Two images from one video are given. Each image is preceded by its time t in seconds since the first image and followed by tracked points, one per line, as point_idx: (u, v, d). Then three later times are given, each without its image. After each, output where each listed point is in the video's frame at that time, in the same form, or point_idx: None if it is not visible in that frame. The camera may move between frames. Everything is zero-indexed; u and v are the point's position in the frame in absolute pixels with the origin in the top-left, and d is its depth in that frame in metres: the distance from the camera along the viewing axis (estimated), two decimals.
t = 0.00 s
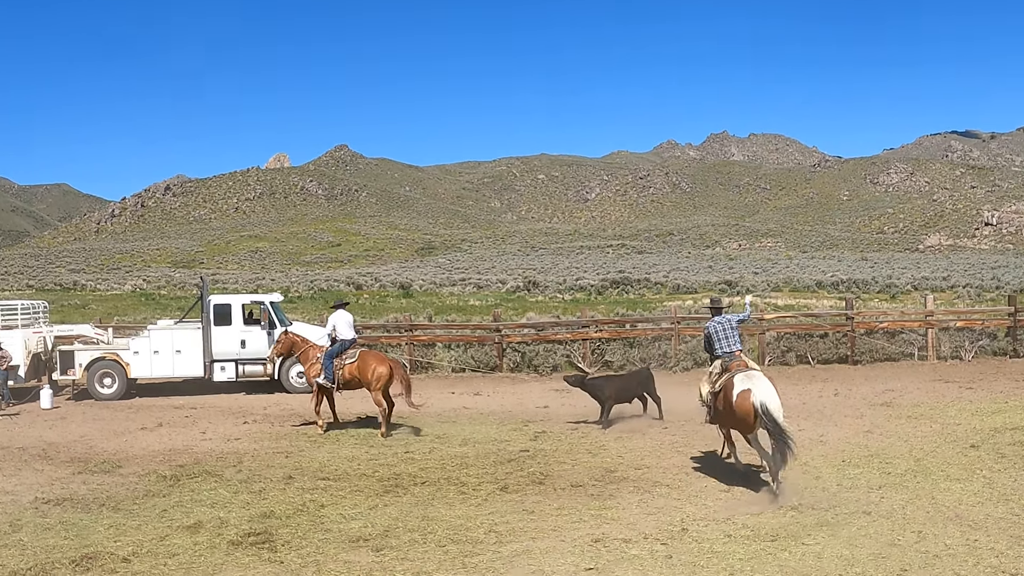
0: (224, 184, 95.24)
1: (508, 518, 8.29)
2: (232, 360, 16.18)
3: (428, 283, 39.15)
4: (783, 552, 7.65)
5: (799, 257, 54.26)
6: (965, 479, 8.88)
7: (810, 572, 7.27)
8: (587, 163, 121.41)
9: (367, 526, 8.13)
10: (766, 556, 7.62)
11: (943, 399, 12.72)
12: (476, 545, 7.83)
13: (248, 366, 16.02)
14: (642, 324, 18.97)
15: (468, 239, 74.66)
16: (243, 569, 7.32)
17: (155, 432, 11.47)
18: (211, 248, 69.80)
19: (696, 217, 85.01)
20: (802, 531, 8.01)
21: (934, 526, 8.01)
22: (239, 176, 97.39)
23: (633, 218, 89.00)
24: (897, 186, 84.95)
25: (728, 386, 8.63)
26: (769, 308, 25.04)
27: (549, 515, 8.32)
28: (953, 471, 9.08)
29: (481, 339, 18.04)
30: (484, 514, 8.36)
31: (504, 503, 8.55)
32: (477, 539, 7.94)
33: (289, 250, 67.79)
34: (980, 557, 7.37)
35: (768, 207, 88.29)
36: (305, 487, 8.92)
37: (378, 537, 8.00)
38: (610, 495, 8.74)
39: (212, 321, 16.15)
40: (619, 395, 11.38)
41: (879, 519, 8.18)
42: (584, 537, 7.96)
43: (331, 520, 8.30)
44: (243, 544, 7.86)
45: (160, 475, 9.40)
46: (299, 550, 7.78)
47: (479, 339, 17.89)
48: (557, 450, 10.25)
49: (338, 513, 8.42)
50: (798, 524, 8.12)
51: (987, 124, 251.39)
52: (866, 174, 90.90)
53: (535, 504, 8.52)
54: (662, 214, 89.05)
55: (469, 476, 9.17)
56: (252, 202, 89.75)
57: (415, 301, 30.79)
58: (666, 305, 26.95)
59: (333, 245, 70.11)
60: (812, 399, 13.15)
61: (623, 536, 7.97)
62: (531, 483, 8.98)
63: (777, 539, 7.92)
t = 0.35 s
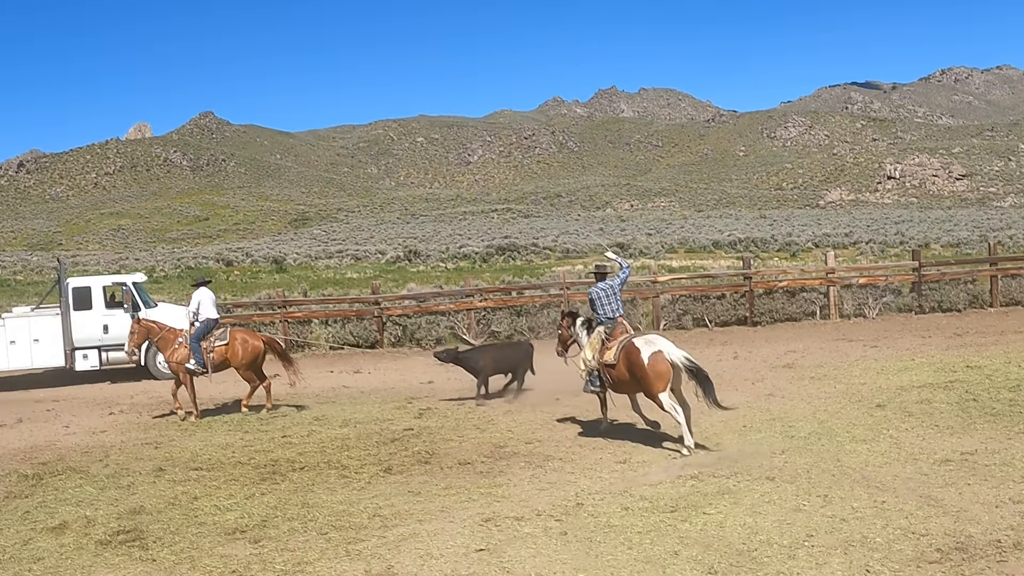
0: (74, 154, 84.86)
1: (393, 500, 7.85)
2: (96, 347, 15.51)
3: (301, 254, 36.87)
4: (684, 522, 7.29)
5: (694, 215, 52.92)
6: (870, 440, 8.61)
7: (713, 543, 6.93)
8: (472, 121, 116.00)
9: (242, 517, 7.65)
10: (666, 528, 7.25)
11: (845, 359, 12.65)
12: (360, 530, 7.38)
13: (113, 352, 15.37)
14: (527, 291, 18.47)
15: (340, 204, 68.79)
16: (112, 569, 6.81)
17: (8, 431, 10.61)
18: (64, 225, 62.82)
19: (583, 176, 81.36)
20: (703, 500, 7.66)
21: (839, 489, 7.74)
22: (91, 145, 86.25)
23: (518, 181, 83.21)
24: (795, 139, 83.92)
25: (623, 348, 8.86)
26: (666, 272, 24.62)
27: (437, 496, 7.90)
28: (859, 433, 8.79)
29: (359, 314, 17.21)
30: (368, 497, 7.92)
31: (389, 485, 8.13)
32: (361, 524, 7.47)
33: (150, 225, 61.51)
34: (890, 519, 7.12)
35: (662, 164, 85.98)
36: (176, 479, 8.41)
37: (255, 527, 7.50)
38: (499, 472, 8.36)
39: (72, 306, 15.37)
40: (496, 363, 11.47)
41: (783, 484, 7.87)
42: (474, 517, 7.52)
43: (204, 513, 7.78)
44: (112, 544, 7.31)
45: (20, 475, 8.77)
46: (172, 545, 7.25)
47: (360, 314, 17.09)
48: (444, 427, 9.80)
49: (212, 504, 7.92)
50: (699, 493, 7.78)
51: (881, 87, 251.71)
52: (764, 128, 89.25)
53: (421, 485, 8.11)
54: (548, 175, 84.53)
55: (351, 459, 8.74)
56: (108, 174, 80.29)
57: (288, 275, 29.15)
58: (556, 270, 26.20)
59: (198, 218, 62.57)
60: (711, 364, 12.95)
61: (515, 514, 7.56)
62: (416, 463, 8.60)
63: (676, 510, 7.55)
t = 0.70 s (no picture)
0: None
1: (318, 505, 7.45)
2: None
3: (220, 250, 35.39)
4: (623, 520, 6.96)
5: (635, 201, 51.83)
6: (818, 430, 8.29)
7: (653, 541, 6.61)
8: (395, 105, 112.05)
9: (159, 527, 7.24)
10: (603, 527, 6.91)
11: (792, 347, 12.43)
12: (284, 537, 6.98)
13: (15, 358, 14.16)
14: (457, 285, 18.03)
15: (256, 198, 65.70)
16: None
17: None
18: None
19: (515, 161, 79.01)
20: (643, 498, 7.33)
21: (785, 483, 7.41)
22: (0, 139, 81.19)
23: (449, 168, 80.47)
24: (740, 119, 82.93)
25: (539, 329, 9.67)
26: (606, 260, 24.18)
27: (364, 499, 7.51)
28: (807, 424, 8.45)
29: (281, 310, 16.70)
30: (292, 502, 7.52)
31: (315, 490, 7.74)
32: (284, 530, 7.08)
33: (62, 222, 58.50)
34: (837, 512, 6.81)
35: (599, 148, 84.11)
36: (90, 489, 8.00)
37: (173, 537, 7.09)
38: (430, 473, 7.99)
39: None
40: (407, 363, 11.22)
41: (727, 479, 7.54)
42: (403, 520, 7.14)
43: (120, 523, 7.37)
44: (22, 559, 6.89)
45: None
46: (86, 559, 6.84)
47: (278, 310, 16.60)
48: (372, 427, 9.42)
49: (128, 514, 7.51)
50: (639, 490, 7.44)
51: (834, 66, 251.71)
52: (707, 108, 88.01)
53: (347, 488, 7.72)
54: (480, 161, 81.40)
55: (274, 463, 8.34)
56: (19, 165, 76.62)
57: (208, 272, 28.00)
58: (490, 260, 25.56)
59: (113, 215, 60.37)
60: (652, 355, 12.68)
61: (446, 515, 7.19)
62: (342, 466, 8.21)
63: (614, 508, 7.21)
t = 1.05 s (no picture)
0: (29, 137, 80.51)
1: (365, 512, 7.19)
2: (42, 347, 14.19)
3: (266, 245, 35.37)
4: (679, 535, 6.66)
5: (693, 203, 50.98)
6: (881, 447, 7.95)
7: (710, 557, 6.32)
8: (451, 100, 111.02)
9: (200, 529, 7.03)
10: (658, 541, 6.63)
11: (856, 359, 12.05)
12: (328, 544, 6.73)
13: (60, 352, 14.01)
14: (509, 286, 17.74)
15: (306, 192, 65.86)
16: None
17: None
18: (16, 214, 59.76)
19: (574, 159, 78.67)
20: (699, 512, 7.02)
21: (850, 501, 7.07)
22: (43, 127, 81.82)
23: (502, 164, 79.82)
24: (806, 121, 82.44)
25: (567, 329, 9.59)
26: (663, 264, 23.81)
27: (410, 506, 7.26)
28: (871, 440, 8.13)
29: (329, 309, 16.52)
30: (337, 508, 7.27)
31: (360, 495, 7.49)
32: (329, 537, 6.83)
33: (110, 213, 58.97)
34: (900, 532, 6.47)
35: (658, 147, 83.25)
36: (130, 489, 7.80)
37: (215, 541, 6.86)
38: (480, 481, 7.72)
39: (16, 300, 14.10)
40: (451, 367, 11.08)
41: (787, 495, 7.21)
42: (452, 529, 6.88)
43: (160, 525, 7.15)
44: (59, 559, 6.69)
45: None
46: (125, 560, 6.62)
47: (325, 309, 16.49)
48: (420, 432, 9.18)
49: (168, 516, 7.28)
50: (695, 504, 7.13)
51: (905, 67, 247.18)
52: (772, 107, 87.03)
53: (394, 495, 7.46)
54: (536, 159, 80.20)
55: (320, 467, 8.11)
56: (65, 154, 77.29)
57: (253, 268, 27.92)
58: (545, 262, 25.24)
59: (157, 206, 60.68)
60: (710, 364, 12.40)
61: (496, 526, 6.91)
62: (389, 471, 7.95)
63: (670, 522, 6.91)
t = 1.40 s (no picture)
0: (53, 133, 80.99)
1: (389, 510, 7.19)
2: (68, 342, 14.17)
3: (291, 242, 35.48)
4: (704, 536, 6.64)
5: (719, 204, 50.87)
6: (907, 450, 7.92)
7: (734, 559, 6.30)
8: (476, 98, 110.53)
9: (223, 526, 7.04)
10: (683, 542, 6.60)
11: (882, 362, 12.02)
12: (353, 541, 6.73)
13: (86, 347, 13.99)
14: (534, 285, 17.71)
15: (330, 190, 65.90)
16: None
17: None
18: (39, 210, 60.04)
19: (599, 160, 78.49)
20: (724, 513, 7.00)
21: (875, 505, 7.02)
22: (69, 124, 82.40)
23: (527, 164, 79.63)
24: (831, 121, 81.46)
25: (581, 325, 9.70)
26: (688, 265, 23.78)
27: (435, 505, 7.25)
28: (897, 443, 8.09)
29: (354, 308, 16.50)
30: (362, 506, 7.27)
31: (385, 494, 7.48)
32: (354, 535, 6.82)
33: (134, 210, 59.19)
34: (926, 536, 6.43)
35: (683, 149, 83.04)
36: (154, 485, 7.82)
37: (239, 538, 6.86)
38: (504, 481, 7.71)
39: (42, 294, 14.08)
40: (473, 363, 10.99)
41: (811, 497, 7.18)
42: (476, 528, 6.86)
43: (184, 521, 7.15)
44: (84, 554, 6.71)
45: None
46: (149, 556, 6.63)
47: (350, 308, 16.45)
48: (445, 431, 9.17)
49: (192, 512, 7.29)
50: (720, 505, 7.11)
51: (933, 67, 245.63)
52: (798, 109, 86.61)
53: (419, 494, 7.46)
54: (561, 159, 80.04)
55: (344, 464, 8.11)
56: (89, 151, 77.54)
57: (278, 265, 28.01)
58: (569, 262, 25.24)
59: (181, 203, 60.83)
60: (734, 365, 12.39)
61: (521, 525, 6.90)
62: (414, 470, 7.95)
63: (695, 523, 6.88)
